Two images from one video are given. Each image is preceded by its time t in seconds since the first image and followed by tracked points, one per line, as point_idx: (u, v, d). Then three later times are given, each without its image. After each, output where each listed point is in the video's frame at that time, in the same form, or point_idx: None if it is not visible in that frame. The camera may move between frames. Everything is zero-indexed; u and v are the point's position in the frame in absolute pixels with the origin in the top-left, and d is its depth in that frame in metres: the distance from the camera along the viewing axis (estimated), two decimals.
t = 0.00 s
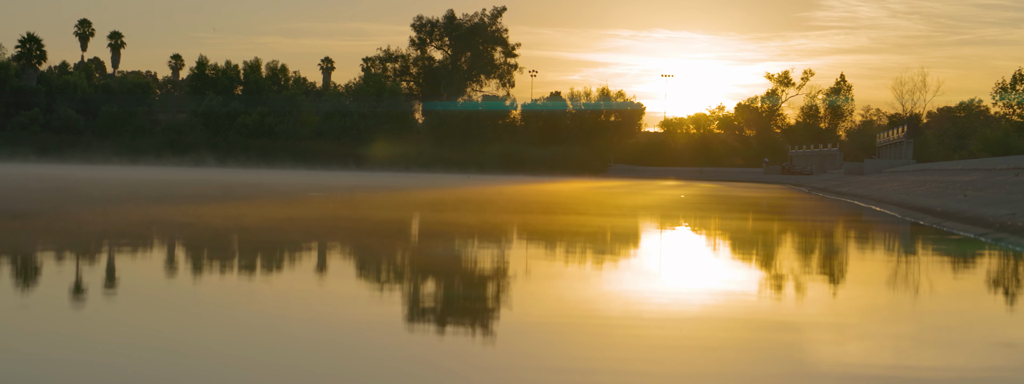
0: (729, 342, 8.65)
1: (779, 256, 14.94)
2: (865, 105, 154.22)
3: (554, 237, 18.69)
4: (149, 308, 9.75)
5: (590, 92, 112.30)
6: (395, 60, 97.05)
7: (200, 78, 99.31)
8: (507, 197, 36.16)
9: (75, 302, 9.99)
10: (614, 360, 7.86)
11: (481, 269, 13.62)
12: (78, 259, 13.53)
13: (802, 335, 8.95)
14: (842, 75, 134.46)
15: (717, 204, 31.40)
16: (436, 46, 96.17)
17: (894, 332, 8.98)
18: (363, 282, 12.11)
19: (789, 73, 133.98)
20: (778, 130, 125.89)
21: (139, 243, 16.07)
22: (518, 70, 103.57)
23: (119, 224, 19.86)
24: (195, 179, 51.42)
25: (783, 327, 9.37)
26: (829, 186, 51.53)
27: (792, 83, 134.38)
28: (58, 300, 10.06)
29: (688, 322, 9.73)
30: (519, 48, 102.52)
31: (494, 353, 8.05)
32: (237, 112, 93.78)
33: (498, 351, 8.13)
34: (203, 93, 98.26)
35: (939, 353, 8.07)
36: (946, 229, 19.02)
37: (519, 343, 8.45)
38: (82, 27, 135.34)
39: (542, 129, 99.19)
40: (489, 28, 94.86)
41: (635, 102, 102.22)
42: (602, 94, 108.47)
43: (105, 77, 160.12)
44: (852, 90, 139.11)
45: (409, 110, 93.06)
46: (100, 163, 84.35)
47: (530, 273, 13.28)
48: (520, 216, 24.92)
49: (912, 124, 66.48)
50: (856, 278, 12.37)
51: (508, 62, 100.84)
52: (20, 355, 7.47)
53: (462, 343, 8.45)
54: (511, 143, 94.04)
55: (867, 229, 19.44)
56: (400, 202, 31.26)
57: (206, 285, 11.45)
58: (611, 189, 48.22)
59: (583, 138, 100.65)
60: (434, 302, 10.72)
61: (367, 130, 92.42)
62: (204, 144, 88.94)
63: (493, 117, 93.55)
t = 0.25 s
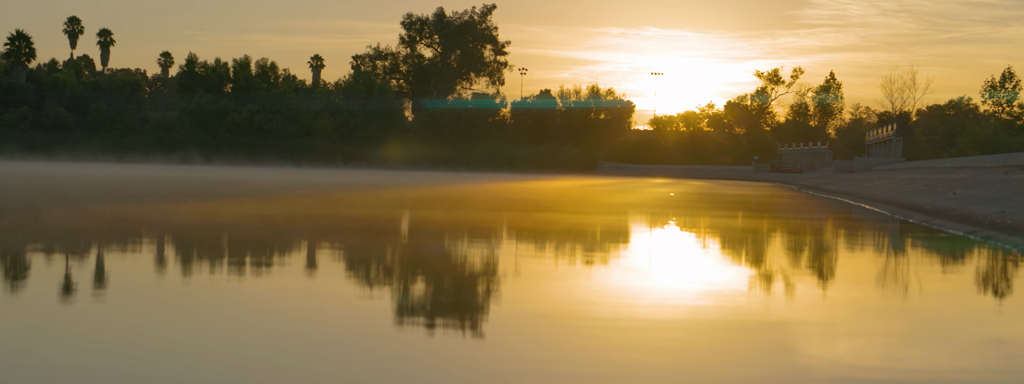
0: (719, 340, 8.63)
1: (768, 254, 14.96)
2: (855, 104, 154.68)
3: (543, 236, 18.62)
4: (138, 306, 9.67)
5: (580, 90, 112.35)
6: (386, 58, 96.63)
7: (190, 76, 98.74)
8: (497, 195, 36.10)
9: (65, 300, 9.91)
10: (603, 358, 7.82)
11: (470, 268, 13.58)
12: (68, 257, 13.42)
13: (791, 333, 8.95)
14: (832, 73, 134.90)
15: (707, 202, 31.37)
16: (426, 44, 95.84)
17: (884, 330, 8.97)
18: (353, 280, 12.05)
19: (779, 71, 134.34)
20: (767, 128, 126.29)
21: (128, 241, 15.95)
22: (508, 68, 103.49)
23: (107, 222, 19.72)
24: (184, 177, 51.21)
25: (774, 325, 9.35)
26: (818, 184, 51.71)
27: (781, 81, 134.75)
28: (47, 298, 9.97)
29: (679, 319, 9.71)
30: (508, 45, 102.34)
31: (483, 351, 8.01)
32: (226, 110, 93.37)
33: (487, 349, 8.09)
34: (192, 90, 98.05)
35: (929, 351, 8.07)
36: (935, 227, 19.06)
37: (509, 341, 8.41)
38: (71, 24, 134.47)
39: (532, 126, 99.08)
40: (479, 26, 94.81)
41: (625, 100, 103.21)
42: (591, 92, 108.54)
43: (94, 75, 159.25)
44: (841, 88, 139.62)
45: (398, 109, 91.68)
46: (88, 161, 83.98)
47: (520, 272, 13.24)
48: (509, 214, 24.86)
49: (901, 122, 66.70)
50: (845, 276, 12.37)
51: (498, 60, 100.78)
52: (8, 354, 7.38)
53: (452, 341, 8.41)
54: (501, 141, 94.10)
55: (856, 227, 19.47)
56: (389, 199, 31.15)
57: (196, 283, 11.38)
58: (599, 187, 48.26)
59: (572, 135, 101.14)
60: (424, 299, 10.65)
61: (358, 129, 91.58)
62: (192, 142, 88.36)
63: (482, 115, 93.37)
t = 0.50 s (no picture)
0: (713, 339, 8.59)
1: (758, 252, 14.96)
2: (843, 102, 155.39)
3: (532, 233, 18.57)
4: (127, 304, 9.58)
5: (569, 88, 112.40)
6: (375, 56, 96.14)
7: (180, 74, 98.11)
8: (487, 193, 36.02)
9: (53, 298, 9.80)
10: (594, 357, 7.76)
11: (461, 266, 13.50)
12: (56, 255, 13.28)
13: (783, 332, 8.91)
14: (821, 71, 135.34)
15: (696, 200, 31.44)
16: (416, 42, 95.31)
17: (874, 329, 8.95)
18: (343, 278, 11.97)
19: (768, 69, 134.73)
20: (757, 126, 126.68)
21: (117, 239, 15.80)
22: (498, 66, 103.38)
23: (97, 220, 19.55)
24: (174, 175, 51.04)
25: (765, 324, 9.32)
26: (808, 182, 51.86)
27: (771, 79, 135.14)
28: (35, 297, 9.86)
29: (672, 317, 9.67)
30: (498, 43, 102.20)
31: (473, 350, 7.95)
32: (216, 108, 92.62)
33: (477, 347, 8.03)
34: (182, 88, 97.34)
35: (921, 349, 8.03)
36: (924, 225, 19.11)
37: (499, 340, 8.35)
38: (60, 21, 133.57)
39: (521, 124, 98.97)
40: (468, 24, 94.64)
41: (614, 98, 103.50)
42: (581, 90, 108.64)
43: (82, 72, 158.27)
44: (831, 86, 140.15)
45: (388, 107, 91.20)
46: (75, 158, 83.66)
47: (510, 270, 13.18)
48: (499, 212, 24.79)
49: (891, 120, 66.94)
50: (836, 274, 12.38)
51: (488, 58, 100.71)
52: None
53: (442, 339, 8.36)
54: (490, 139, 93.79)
55: (845, 225, 19.52)
56: (377, 197, 31.07)
57: (186, 281, 11.28)
58: (588, 185, 48.27)
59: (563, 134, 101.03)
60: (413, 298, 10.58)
61: (348, 126, 91.47)
62: (179, 139, 88.08)
63: (472, 112, 93.47)
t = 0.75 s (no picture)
0: (703, 337, 8.58)
1: (747, 250, 15.00)
2: (833, 100, 155.93)
3: (522, 231, 18.54)
4: (116, 302, 9.51)
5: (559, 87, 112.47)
6: (365, 53, 95.73)
7: (170, 72, 97.67)
8: (478, 191, 35.95)
9: (42, 296, 9.73)
10: (583, 356, 7.72)
11: (450, 263, 13.44)
12: (44, 253, 13.17)
13: (771, 330, 8.90)
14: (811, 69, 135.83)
15: (685, 198, 31.49)
16: (406, 40, 94.93)
17: (864, 327, 8.94)
18: (333, 275, 11.91)
19: (758, 67, 135.13)
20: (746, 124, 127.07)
21: (106, 237, 15.69)
22: (488, 63, 103.36)
23: (85, 217, 19.40)
24: (163, 173, 50.80)
25: (754, 322, 9.31)
26: (797, 180, 52.04)
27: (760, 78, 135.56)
28: (23, 295, 9.78)
29: (662, 315, 9.65)
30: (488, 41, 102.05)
31: (462, 347, 7.91)
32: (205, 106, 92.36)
33: (467, 345, 7.98)
34: (171, 86, 96.82)
35: (910, 347, 8.04)
36: (912, 223, 19.21)
37: (488, 338, 8.31)
38: (49, 19, 132.77)
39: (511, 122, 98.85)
40: (458, 22, 94.33)
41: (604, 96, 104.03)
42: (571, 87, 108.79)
43: (71, 70, 157.38)
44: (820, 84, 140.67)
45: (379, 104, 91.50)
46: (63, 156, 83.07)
47: (499, 267, 13.14)
48: (489, 210, 24.71)
49: (880, 118, 67.20)
50: (825, 272, 12.38)
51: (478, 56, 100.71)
52: None
53: (431, 337, 8.32)
54: (478, 138, 93.53)
55: (834, 223, 19.63)
56: (368, 195, 30.97)
57: (175, 279, 11.20)
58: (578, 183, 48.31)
59: (553, 132, 100.97)
60: (401, 296, 10.52)
61: (338, 125, 90.54)
62: (166, 137, 88.04)
63: (462, 110, 93.81)
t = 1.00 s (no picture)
0: (689, 335, 8.58)
1: (737, 248, 15.02)
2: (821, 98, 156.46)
3: (511, 229, 18.52)
4: (105, 300, 9.47)
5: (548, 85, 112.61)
6: (353, 52, 95.41)
7: (158, 70, 97.05)
8: (468, 189, 35.96)
9: (29, 295, 9.68)
10: (570, 353, 7.72)
11: (439, 261, 13.43)
12: (32, 251, 13.10)
13: (756, 327, 8.95)
14: (799, 67, 136.27)
15: (674, 196, 31.59)
16: (394, 38, 94.32)
17: (852, 324, 8.97)
18: (321, 273, 11.88)
19: (746, 66, 135.52)
20: (735, 122, 127.50)
21: (94, 235, 15.63)
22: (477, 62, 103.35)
23: (73, 216, 19.31)
24: (152, 171, 50.59)
25: (742, 319, 9.36)
26: (786, 178, 52.24)
27: (749, 76, 135.96)
28: (11, 292, 9.72)
29: (649, 313, 9.66)
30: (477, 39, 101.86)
31: (450, 344, 7.89)
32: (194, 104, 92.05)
33: (454, 343, 7.98)
34: (160, 84, 96.61)
35: (897, 344, 8.05)
36: (901, 221, 19.24)
37: (476, 335, 8.30)
38: (37, 17, 131.87)
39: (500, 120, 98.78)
40: (447, 20, 93.17)
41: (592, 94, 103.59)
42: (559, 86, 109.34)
43: (59, 68, 156.36)
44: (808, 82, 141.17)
45: (367, 102, 91.37)
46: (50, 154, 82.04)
47: (486, 265, 13.14)
48: (477, 208, 24.68)
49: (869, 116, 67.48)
50: (814, 270, 12.41)
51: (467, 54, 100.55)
52: None
53: (420, 334, 8.29)
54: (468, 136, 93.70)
55: (822, 221, 19.71)
56: (358, 193, 30.89)
57: (163, 277, 11.14)
58: (567, 181, 48.45)
59: (542, 131, 100.99)
60: (390, 293, 10.52)
61: (327, 122, 90.82)
62: (152, 135, 87.46)
63: (451, 109, 93.80)
